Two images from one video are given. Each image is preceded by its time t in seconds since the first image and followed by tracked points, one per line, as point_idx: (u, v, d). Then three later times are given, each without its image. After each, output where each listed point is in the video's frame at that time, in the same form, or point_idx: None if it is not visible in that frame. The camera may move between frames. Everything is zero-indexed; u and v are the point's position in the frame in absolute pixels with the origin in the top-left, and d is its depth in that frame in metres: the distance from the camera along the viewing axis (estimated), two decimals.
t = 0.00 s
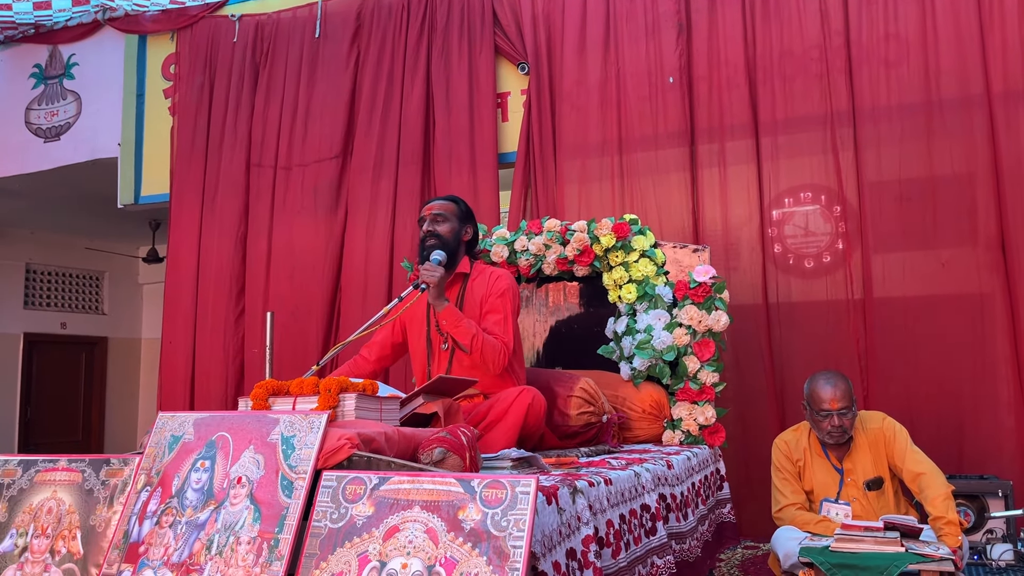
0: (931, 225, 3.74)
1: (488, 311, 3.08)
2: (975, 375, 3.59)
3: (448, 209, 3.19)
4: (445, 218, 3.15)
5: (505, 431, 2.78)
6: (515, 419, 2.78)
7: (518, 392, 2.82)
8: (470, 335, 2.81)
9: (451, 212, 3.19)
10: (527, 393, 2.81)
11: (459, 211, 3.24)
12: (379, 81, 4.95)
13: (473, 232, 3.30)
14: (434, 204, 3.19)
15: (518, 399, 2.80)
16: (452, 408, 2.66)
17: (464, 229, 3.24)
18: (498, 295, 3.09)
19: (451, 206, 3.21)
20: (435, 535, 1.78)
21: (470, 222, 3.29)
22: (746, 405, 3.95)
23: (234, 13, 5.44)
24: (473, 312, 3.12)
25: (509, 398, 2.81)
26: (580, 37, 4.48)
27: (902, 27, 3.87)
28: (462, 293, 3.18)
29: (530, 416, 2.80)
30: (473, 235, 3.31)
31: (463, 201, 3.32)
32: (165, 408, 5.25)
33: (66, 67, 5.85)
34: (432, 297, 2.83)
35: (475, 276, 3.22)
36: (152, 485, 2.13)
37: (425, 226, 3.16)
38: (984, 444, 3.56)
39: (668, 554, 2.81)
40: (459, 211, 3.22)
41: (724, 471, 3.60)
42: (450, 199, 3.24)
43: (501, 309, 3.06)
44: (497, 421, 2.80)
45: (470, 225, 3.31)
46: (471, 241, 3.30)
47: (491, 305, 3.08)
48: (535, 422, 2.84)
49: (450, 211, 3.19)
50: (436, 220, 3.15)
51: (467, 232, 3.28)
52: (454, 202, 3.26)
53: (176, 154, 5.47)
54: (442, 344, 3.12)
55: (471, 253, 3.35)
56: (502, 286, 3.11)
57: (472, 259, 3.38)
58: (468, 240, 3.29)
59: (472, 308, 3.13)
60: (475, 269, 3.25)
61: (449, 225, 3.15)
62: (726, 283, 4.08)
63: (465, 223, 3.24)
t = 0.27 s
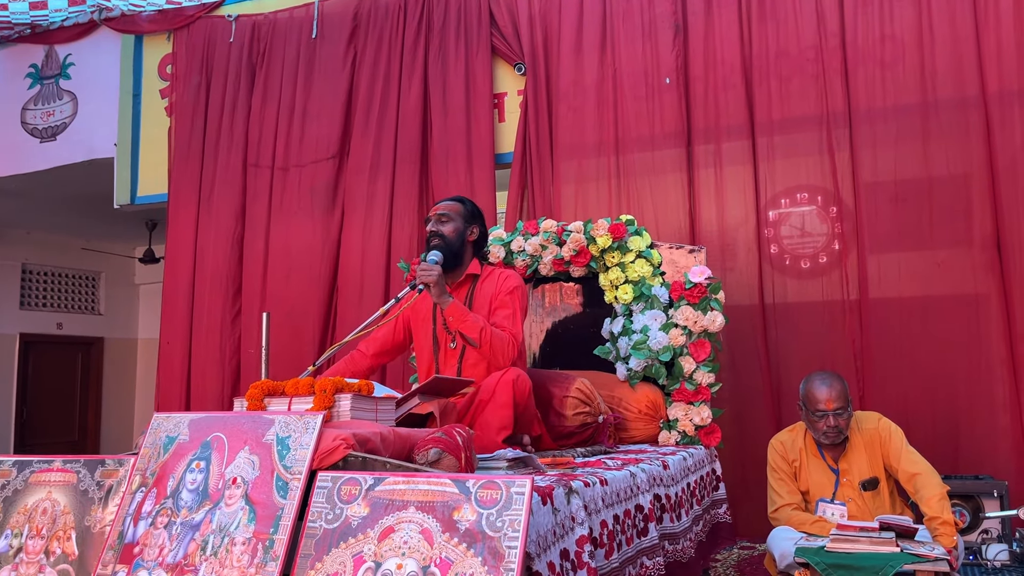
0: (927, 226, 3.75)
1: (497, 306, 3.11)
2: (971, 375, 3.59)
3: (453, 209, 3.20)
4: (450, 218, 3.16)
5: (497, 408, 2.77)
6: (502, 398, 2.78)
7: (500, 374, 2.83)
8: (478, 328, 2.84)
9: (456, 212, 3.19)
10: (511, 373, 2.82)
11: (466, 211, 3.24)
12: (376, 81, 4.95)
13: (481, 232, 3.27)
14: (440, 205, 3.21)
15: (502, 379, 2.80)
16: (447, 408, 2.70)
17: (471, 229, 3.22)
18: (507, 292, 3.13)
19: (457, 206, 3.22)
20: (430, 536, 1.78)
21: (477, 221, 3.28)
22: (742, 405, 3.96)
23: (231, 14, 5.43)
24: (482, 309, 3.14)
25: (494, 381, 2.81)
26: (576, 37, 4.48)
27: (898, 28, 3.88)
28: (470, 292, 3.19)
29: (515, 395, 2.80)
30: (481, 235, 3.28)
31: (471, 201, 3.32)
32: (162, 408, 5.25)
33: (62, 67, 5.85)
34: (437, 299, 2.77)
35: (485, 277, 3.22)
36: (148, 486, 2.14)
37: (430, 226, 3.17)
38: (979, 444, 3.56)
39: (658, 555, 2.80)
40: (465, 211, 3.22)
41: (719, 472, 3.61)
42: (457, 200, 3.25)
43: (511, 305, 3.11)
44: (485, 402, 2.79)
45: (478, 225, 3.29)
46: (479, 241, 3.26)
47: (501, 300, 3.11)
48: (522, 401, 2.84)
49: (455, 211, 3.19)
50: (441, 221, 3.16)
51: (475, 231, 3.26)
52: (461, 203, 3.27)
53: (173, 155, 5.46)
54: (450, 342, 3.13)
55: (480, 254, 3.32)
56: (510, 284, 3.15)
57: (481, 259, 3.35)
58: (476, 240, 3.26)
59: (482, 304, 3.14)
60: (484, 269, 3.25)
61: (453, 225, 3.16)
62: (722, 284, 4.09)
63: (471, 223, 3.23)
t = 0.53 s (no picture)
0: (924, 227, 3.75)
1: (496, 306, 3.09)
2: (967, 376, 3.60)
3: (450, 206, 3.19)
4: (446, 215, 3.15)
5: (499, 428, 2.78)
6: (507, 418, 2.79)
7: (507, 391, 2.83)
8: (479, 329, 2.82)
9: (453, 209, 3.18)
10: (518, 391, 2.82)
11: (463, 207, 3.22)
12: (373, 82, 4.95)
13: (479, 228, 3.26)
14: (437, 201, 3.20)
15: (509, 397, 2.81)
16: (445, 411, 2.67)
17: (469, 226, 3.21)
18: (507, 292, 3.12)
19: (454, 203, 3.20)
20: (427, 537, 1.79)
21: (475, 217, 3.26)
22: (740, 406, 3.96)
23: (229, 15, 5.40)
24: (479, 309, 3.12)
25: (500, 398, 2.82)
26: (574, 39, 4.49)
27: (895, 30, 3.89)
28: (467, 290, 3.18)
29: (521, 415, 2.81)
30: (479, 231, 3.27)
31: (469, 197, 3.30)
32: (159, 409, 5.25)
33: (59, 67, 5.85)
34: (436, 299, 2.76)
35: (482, 275, 3.21)
36: (145, 487, 2.13)
37: (427, 223, 3.17)
38: (976, 445, 3.57)
39: (648, 556, 2.79)
40: (462, 208, 3.20)
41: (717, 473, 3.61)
42: (454, 196, 3.24)
43: (512, 306, 3.09)
44: (489, 420, 2.80)
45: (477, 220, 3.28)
46: (476, 238, 3.26)
47: (500, 300, 3.10)
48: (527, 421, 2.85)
49: (453, 208, 3.18)
50: (438, 218, 3.15)
51: (472, 228, 3.25)
52: (459, 199, 3.25)
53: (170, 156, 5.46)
54: (442, 336, 3.14)
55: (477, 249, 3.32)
56: (509, 285, 3.14)
57: (479, 254, 3.36)
58: (473, 236, 3.26)
59: (479, 304, 3.12)
60: (481, 267, 3.25)
61: (450, 223, 3.15)
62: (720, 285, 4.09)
63: (468, 219, 3.22)
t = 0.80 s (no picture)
0: (929, 228, 3.70)
1: (495, 305, 3.03)
2: (972, 379, 3.55)
3: (442, 201, 3.11)
4: (438, 211, 3.08)
5: (490, 436, 2.70)
6: (496, 424, 2.72)
7: (498, 397, 2.76)
8: (480, 332, 2.77)
9: (445, 204, 3.11)
10: (507, 396, 2.75)
11: (455, 201, 3.16)
12: (369, 79, 4.88)
13: (472, 222, 3.20)
14: (429, 197, 3.13)
15: (498, 403, 2.74)
16: (441, 413, 2.60)
17: (462, 220, 3.15)
18: (503, 288, 3.05)
19: (445, 197, 3.13)
20: (424, 541, 1.72)
21: (468, 212, 3.19)
22: (741, 409, 3.90)
23: (223, 11, 5.35)
24: (476, 307, 3.06)
25: (489, 404, 2.76)
26: (573, 36, 4.43)
27: (899, 27, 3.83)
28: (461, 285, 3.12)
29: (510, 422, 2.74)
30: (472, 225, 3.21)
31: (461, 190, 3.22)
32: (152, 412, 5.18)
33: (49, 64, 5.78)
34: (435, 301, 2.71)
35: (476, 269, 3.15)
36: (136, 491, 2.06)
37: (419, 220, 3.10)
38: (982, 449, 3.51)
39: (645, 562, 2.72)
40: (454, 202, 3.13)
41: (718, 477, 3.55)
42: (445, 190, 3.17)
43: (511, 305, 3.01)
44: (479, 426, 2.73)
45: (469, 214, 3.22)
46: (470, 232, 3.20)
47: (497, 299, 3.02)
48: (519, 427, 2.78)
49: (445, 203, 3.11)
50: (430, 215, 3.08)
51: (465, 223, 3.18)
52: (450, 193, 3.18)
53: (163, 154, 5.40)
54: (437, 334, 3.08)
55: (471, 243, 3.27)
56: (504, 281, 3.07)
57: (472, 249, 3.29)
58: (467, 231, 3.20)
59: (474, 301, 3.07)
60: (475, 261, 3.19)
61: (443, 219, 3.08)
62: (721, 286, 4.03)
63: (461, 214, 3.15)
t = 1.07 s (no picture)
0: (940, 227, 3.60)
1: (493, 309, 2.91)
2: (985, 384, 3.45)
3: (437, 202, 3.00)
4: (433, 212, 2.97)
5: (490, 446, 2.60)
6: (498, 434, 2.61)
7: (503, 405, 2.65)
8: (477, 336, 2.65)
9: (439, 205, 3.00)
10: (512, 405, 2.64)
11: (450, 202, 3.05)
12: (363, 74, 4.77)
13: (469, 222, 3.09)
14: (422, 198, 3.02)
15: (503, 412, 2.63)
16: (437, 418, 2.49)
17: (457, 221, 3.04)
18: (502, 292, 2.94)
19: (439, 198, 3.02)
20: (419, 551, 1.63)
21: (463, 212, 3.08)
22: (747, 414, 3.80)
23: (211, 3, 5.24)
24: (474, 311, 2.95)
25: (494, 411, 2.64)
26: (574, 30, 4.31)
27: (909, 21, 3.73)
28: (457, 288, 3.01)
29: (514, 432, 2.63)
30: (469, 226, 3.10)
31: (456, 189, 3.11)
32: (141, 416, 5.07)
33: (32, 58, 5.65)
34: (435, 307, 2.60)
35: (474, 272, 3.05)
36: (122, 499, 1.96)
37: (414, 223, 2.99)
38: (995, 456, 3.42)
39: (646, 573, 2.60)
40: (449, 203, 3.03)
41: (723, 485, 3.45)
42: (439, 190, 3.06)
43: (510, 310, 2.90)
44: (480, 435, 2.62)
45: (465, 214, 3.11)
46: (467, 233, 3.10)
47: (496, 303, 2.91)
48: (520, 438, 2.67)
49: (439, 204, 3.00)
50: (424, 217, 2.98)
51: (461, 223, 3.08)
52: (444, 193, 3.07)
53: (150, 150, 5.28)
54: (434, 340, 2.97)
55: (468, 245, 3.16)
56: (503, 285, 2.96)
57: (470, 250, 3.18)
58: (464, 232, 3.09)
59: (471, 304, 2.96)
60: (473, 264, 3.08)
61: (438, 220, 2.97)
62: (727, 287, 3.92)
63: (457, 215, 3.04)
